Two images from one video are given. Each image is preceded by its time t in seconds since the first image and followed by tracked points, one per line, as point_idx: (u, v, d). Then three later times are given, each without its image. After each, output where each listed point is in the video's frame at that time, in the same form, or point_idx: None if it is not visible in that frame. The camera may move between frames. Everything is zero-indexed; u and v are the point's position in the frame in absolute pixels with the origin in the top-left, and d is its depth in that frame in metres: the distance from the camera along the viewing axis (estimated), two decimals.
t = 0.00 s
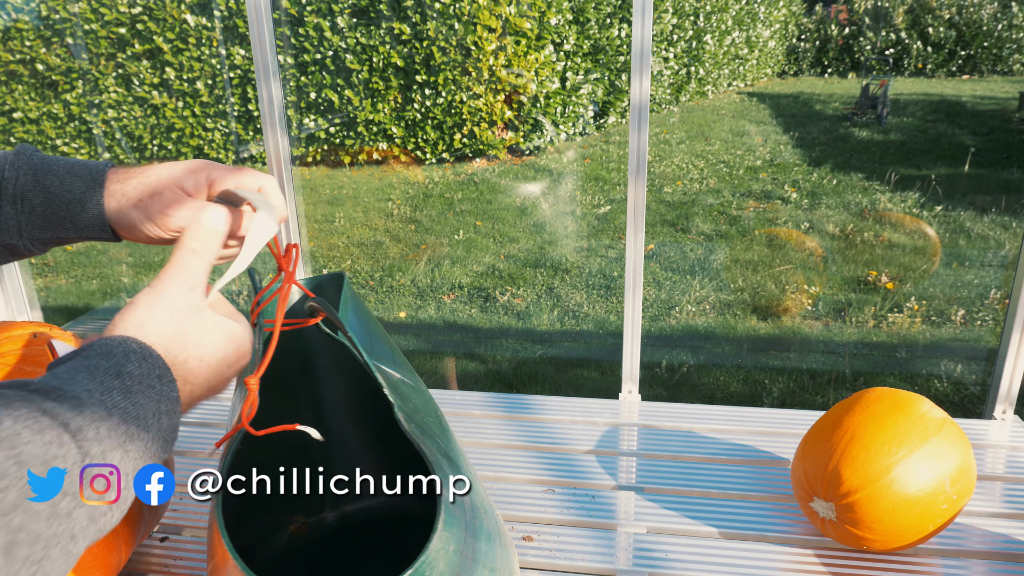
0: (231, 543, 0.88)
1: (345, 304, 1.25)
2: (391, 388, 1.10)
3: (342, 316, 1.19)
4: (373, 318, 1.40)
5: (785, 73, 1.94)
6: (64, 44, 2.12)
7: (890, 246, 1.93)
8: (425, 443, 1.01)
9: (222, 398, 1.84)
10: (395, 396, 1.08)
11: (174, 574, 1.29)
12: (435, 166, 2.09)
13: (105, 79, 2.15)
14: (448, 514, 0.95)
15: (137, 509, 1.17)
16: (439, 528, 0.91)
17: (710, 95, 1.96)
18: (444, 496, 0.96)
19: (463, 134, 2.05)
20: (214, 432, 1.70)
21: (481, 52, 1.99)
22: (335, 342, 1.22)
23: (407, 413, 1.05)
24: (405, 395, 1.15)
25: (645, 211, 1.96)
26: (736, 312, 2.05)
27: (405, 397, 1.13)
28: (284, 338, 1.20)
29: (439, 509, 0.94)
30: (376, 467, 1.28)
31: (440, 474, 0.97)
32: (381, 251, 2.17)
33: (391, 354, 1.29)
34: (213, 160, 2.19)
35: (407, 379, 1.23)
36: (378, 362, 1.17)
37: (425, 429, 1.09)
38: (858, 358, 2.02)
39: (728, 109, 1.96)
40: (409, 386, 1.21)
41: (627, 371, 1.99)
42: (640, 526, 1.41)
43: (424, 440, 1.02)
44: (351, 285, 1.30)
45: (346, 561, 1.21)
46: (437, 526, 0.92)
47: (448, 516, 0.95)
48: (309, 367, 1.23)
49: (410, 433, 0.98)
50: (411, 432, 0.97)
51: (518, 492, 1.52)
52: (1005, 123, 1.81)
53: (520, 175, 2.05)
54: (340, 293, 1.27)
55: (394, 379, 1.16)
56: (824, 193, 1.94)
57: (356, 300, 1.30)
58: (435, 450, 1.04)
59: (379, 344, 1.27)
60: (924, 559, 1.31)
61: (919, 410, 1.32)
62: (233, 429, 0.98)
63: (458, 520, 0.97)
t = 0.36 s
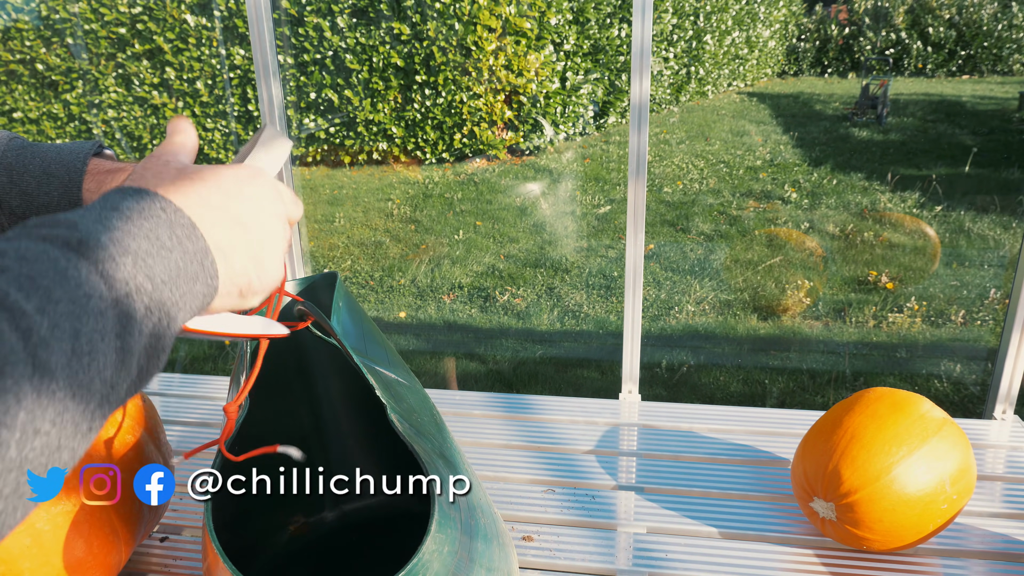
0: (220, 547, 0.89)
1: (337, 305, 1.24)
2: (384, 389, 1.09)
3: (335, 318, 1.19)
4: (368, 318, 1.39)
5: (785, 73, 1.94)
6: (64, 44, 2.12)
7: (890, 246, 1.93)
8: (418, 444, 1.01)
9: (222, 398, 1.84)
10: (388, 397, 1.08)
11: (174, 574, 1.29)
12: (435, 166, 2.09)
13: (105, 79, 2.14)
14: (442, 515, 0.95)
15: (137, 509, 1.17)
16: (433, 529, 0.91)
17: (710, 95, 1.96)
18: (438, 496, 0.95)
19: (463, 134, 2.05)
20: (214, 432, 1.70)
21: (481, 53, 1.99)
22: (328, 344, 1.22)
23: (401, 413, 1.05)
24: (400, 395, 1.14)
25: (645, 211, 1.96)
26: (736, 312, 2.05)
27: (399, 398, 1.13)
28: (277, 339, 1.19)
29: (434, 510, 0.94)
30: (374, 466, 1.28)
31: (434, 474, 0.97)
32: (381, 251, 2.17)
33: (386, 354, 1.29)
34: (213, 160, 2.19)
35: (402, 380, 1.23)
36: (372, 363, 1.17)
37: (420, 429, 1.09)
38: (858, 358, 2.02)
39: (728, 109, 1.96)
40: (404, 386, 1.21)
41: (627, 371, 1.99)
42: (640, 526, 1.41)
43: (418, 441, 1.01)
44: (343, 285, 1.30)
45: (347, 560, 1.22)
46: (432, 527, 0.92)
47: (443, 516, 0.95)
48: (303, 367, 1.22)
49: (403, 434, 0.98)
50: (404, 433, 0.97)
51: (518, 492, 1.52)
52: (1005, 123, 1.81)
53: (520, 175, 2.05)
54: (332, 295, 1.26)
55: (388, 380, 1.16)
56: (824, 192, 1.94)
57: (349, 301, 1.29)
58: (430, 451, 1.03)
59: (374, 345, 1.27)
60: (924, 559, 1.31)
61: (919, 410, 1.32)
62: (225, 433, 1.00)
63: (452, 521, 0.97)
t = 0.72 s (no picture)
0: (219, 548, 0.88)
1: (335, 305, 1.25)
2: (382, 389, 1.09)
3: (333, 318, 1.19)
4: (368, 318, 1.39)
5: (785, 73, 1.94)
6: (64, 44, 2.13)
7: (890, 246, 1.93)
8: (417, 444, 1.01)
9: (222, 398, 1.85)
10: (385, 397, 1.08)
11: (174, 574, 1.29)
12: (435, 166, 2.09)
13: (105, 79, 2.15)
14: (441, 515, 0.95)
15: (137, 509, 1.17)
16: (432, 529, 0.91)
17: (710, 95, 1.96)
18: (436, 496, 0.95)
19: (463, 134, 2.05)
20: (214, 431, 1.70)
21: (481, 52, 1.99)
22: (326, 344, 1.22)
23: (399, 413, 1.05)
24: (398, 395, 1.15)
25: (645, 211, 1.96)
26: (736, 312, 2.05)
27: (398, 397, 1.13)
28: (276, 339, 1.20)
29: (432, 510, 0.93)
30: (374, 466, 1.29)
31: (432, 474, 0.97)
32: (381, 251, 2.17)
33: (385, 354, 1.29)
34: (213, 160, 2.19)
35: (401, 379, 1.23)
36: (370, 363, 1.17)
37: (419, 429, 1.08)
38: (858, 358, 2.02)
39: (728, 109, 1.96)
40: (403, 386, 1.21)
41: (627, 372, 1.99)
42: (640, 526, 1.41)
43: (416, 441, 1.02)
44: (343, 285, 1.30)
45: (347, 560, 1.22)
46: (431, 527, 0.92)
47: (441, 516, 0.95)
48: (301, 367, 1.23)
49: (401, 434, 0.98)
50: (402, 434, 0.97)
51: (518, 492, 1.52)
52: (1005, 123, 1.81)
53: (520, 175, 2.05)
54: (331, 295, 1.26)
55: (387, 380, 1.16)
56: (824, 193, 1.94)
57: (348, 301, 1.30)
58: (428, 451, 1.03)
59: (373, 345, 1.26)
60: (925, 559, 1.31)
61: (919, 410, 1.32)
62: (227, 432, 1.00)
63: (452, 521, 0.97)
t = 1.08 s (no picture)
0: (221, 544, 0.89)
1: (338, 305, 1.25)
2: (384, 388, 1.09)
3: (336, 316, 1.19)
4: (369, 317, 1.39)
5: (785, 73, 1.94)
6: (64, 44, 2.13)
7: (890, 246, 1.93)
8: (419, 443, 1.01)
9: (222, 398, 1.85)
10: (388, 396, 1.08)
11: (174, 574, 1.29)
12: (435, 166, 2.09)
13: (105, 79, 2.14)
14: (442, 514, 0.95)
15: (137, 509, 1.17)
16: (433, 528, 0.91)
17: (710, 95, 1.96)
18: (438, 495, 0.95)
19: (463, 134, 2.05)
20: (214, 432, 1.70)
21: (481, 52, 1.99)
22: (329, 342, 1.22)
23: (401, 412, 1.05)
24: (400, 394, 1.15)
25: (645, 211, 1.96)
26: (736, 312, 2.05)
27: (399, 397, 1.13)
28: (278, 338, 1.20)
29: (433, 509, 0.93)
30: (374, 466, 1.29)
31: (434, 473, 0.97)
32: (381, 251, 2.17)
33: (387, 353, 1.29)
34: (213, 160, 2.19)
35: (402, 379, 1.23)
36: (372, 362, 1.17)
37: (421, 429, 1.09)
38: (858, 358, 2.02)
39: (728, 109, 1.96)
40: (404, 385, 1.21)
41: (627, 371, 1.99)
42: (640, 526, 1.41)
43: (419, 440, 1.02)
44: (345, 285, 1.30)
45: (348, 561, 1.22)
46: (432, 526, 0.92)
47: (443, 515, 0.95)
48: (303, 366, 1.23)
49: (404, 433, 0.98)
50: (404, 432, 0.97)
51: (518, 492, 1.52)
52: (1005, 122, 1.81)
53: (520, 175, 2.05)
54: (333, 294, 1.26)
55: (389, 379, 1.16)
56: (824, 193, 1.94)
57: (350, 301, 1.30)
58: (430, 449, 1.04)
59: (375, 344, 1.27)
60: (925, 559, 1.31)
61: (919, 410, 1.32)
62: (225, 432, 1.00)
63: (453, 521, 0.97)
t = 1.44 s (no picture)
0: (211, 548, 0.89)
1: (330, 305, 1.25)
2: (375, 388, 1.09)
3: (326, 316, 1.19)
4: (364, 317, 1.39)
5: (785, 73, 1.94)
6: (64, 44, 2.13)
7: (890, 246, 1.93)
8: (409, 443, 1.01)
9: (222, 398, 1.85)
10: (378, 396, 1.08)
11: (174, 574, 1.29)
12: (435, 166, 2.09)
13: (105, 79, 2.15)
14: (432, 514, 0.95)
15: (137, 509, 1.17)
16: (422, 528, 0.91)
17: (710, 95, 1.96)
18: (428, 495, 0.95)
19: (463, 134, 2.05)
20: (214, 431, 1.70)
21: (481, 53, 1.99)
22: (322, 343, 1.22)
23: (391, 412, 1.05)
24: (392, 394, 1.14)
25: (645, 211, 1.96)
26: (736, 312, 2.05)
27: (391, 396, 1.13)
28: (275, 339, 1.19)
29: (422, 509, 0.93)
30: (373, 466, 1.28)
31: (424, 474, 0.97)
32: (381, 251, 2.17)
33: (381, 353, 1.29)
34: (213, 160, 2.19)
35: (396, 378, 1.23)
36: (364, 362, 1.17)
37: (412, 428, 1.09)
38: (858, 358, 2.02)
39: (728, 109, 1.96)
40: (398, 385, 1.21)
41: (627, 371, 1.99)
42: (640, 526, 1.41)
43: (407, 439, 1.02)
44: (338, 285, 1.30)
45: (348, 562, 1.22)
46: (421, 526, 0.92)
47: (432, 515, 0.95)
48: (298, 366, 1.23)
49: (391, 433, 0.98)
50: (393, 433, 0.97)
51: (518, 492, 1.52)
52: (1005, 122, 1.81)
53: (520, 175, 2.05)
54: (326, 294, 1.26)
55: (381, 379, 1.16)
56: (824, 193, 1.94)
57: (343, 300, 1.30)
58: (421, 449, 1.04)
59: (369, 344, 1.27)
60: (924, 559, 1.31)
61: (919, 410, 1.32)
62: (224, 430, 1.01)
63: (443, 521, 0.97)
